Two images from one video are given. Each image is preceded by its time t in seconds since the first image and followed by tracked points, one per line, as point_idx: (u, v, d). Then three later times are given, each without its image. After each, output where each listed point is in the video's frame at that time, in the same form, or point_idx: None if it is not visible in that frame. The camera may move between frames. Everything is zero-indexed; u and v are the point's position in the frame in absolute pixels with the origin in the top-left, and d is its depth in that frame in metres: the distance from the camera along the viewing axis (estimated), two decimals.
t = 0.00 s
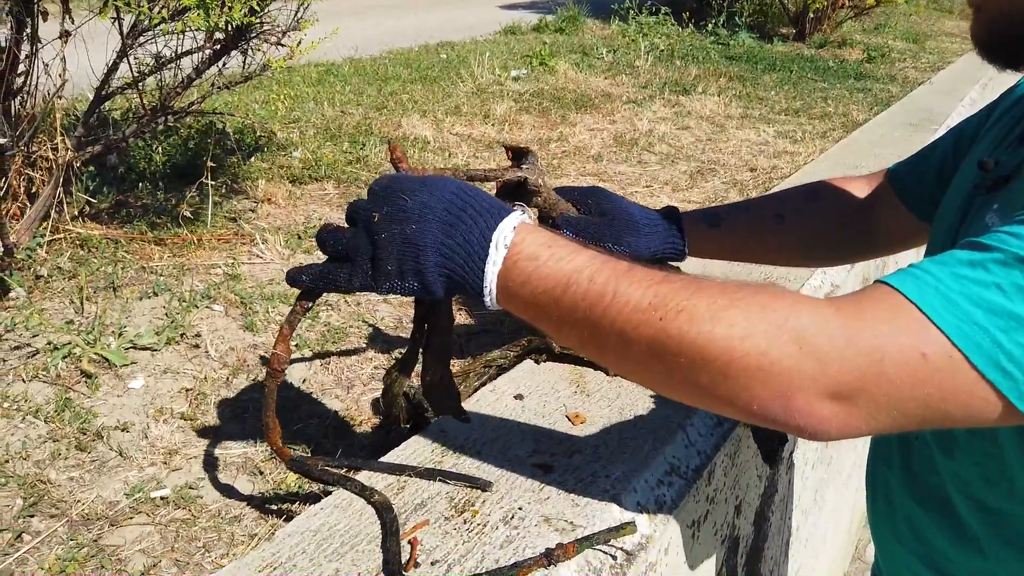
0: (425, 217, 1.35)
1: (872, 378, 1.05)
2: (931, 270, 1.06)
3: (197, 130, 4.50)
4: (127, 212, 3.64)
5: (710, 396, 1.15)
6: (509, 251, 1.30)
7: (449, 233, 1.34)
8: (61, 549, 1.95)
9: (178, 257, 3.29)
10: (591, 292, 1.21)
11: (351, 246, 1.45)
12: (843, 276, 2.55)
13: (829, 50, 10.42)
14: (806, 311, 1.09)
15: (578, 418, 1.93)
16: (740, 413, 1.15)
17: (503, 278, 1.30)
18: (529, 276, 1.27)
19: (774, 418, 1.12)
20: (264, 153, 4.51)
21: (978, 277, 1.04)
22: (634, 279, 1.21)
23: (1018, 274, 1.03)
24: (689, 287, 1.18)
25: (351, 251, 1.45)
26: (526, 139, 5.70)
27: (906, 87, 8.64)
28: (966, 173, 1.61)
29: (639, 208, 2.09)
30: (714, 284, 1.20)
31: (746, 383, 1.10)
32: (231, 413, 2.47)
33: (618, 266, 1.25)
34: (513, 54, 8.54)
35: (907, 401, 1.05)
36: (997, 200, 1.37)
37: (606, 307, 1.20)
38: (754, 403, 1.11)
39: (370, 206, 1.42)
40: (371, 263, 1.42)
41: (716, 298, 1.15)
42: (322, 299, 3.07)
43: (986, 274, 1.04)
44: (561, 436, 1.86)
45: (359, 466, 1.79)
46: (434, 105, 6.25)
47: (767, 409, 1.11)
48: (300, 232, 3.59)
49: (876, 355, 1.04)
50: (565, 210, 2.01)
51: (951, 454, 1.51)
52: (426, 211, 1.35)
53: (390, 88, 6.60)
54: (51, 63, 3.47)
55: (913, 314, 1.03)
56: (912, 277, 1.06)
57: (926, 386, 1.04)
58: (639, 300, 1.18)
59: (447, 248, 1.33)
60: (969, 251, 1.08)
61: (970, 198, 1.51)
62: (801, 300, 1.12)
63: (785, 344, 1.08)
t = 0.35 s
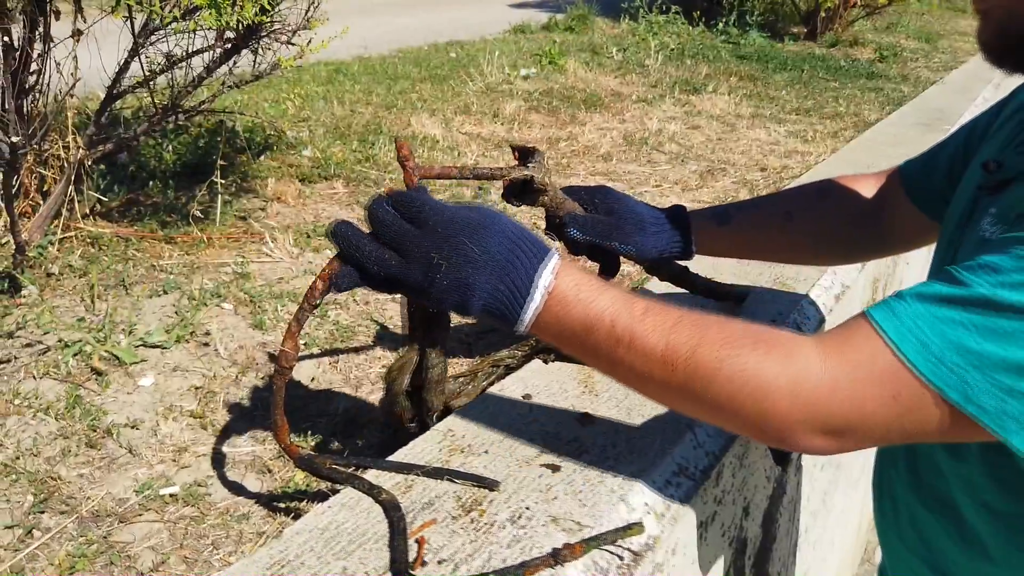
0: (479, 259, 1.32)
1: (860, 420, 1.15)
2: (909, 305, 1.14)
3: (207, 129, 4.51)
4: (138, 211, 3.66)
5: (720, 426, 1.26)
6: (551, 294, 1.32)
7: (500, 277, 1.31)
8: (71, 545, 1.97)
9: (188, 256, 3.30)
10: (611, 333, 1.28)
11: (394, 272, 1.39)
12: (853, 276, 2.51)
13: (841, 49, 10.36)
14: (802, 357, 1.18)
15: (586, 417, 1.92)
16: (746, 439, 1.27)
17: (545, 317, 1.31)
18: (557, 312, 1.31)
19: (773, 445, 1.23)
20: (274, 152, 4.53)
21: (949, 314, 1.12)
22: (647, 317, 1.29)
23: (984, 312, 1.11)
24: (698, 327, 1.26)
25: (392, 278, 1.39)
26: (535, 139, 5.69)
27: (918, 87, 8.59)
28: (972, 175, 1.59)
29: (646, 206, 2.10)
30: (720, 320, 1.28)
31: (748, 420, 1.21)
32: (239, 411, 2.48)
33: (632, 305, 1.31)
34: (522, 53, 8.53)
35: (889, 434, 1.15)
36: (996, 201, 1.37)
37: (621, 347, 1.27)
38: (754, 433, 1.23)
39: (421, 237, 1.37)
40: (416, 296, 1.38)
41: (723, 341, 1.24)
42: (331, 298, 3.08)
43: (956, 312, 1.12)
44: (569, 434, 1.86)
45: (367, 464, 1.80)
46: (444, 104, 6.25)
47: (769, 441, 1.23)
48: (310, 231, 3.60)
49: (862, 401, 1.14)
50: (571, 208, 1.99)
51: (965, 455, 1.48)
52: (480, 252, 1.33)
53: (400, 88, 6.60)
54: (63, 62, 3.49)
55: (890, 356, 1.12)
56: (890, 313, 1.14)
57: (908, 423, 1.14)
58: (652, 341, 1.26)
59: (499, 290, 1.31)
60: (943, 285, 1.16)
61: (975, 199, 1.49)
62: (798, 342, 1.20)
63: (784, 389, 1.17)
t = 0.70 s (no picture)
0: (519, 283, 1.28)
1: (888, 455, 1.11)
2: (924, 332, 1.10)
3: (209, 127, 4.50)
4: (138, 209, 3.64)
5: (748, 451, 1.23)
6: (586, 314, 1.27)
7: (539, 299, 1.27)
8: (68, 545, 1.96)
9: (189, 254, 3.29)
10: (644, 360, 1.24)
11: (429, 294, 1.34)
12: (858, 274, 2.49)
13: (845, 48, 10.31)
14: (833, 392, 1.13)
15: (587, 416, 1.90)
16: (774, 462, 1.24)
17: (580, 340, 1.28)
18: (588, 336, 1.27)
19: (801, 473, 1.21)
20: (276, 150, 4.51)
21: (964, 337, 1.07)
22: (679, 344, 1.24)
23: (1001, 331, 1.05)
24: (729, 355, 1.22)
25: (427, 301, 1.34)
26: (538, 137, 5.67)
27: (923, 86, 8.55)
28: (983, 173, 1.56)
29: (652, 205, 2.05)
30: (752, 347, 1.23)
31: (777, 451, 1.18)
32: (239, 410, 2.46)
33: (662, 331, 1.26)
34: (526, 52, 8.50)
35: (916, 466, 1.12)
36: (1003, 196, 1.34)
37: (652, 375, 1.24)
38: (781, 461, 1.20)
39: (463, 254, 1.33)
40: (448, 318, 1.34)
41: (755, 371, 1.19)
42: (332, 297, 3.06)
43: (971, 334, 1.07)
44: (570, 434, 1.84)
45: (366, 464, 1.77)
46: (447, 103, 6.23)
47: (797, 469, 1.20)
48: (312, 229, 3.58)
49: (889, 438, 1.10)
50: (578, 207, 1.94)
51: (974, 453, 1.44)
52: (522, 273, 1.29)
53: (402, 86, 6.58)
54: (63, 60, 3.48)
55: (909, 387, 1.09)
56: (907, 340, 1.11)
57: (935, 457, 1.11)
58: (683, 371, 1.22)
59: (537, 306, 1.26)
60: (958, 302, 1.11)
61: (985, 194, 1.46)
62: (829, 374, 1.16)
63: (814, 424, 1.13)
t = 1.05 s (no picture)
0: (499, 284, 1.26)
1: (903, 445, 1.06)
2: (937, 319, 1.04)
3: (212, 127, 4.50)
4: (141, 208, 3.65)
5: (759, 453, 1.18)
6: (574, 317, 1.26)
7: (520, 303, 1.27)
8: (70, 544, 1.96)
9: (192, 254, 3.29)
10: (643, 359, 1.20)
11: (407, 295, 1.35)
12: (862, 274, 2.48)
13: (849, 47, 10.29)
14: (840, 381, 1.08)
15: (589, 415, 1.89)
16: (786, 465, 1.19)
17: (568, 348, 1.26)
18: (585, 335, 1.25)
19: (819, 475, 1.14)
20: (278, 149, 4.50)
21: (979, 324, 1.03)
22: (679, 341, 1.20)
23: (1015, 319, 1.01)
24: (732, 351, 1.18)
25: (404, 299, 1.35)
26: (541, 137, 5.66)
27: (927, 85, 8.52)
28: (991, 171, 1.55)
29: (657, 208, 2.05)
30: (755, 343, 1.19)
31: (789, 451, 1.13)
32: (241, 410, 2.46)
33: (661, 326, 1.23)
34: (529, 52, 8.48)
35: (937, 454, 1.06)
36: (1013, 195, 1.34)
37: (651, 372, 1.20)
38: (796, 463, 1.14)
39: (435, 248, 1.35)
40: (425, 326, 1.33)
41: (759, 366, 1.15)
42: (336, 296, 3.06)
43: (985, 321, 1.02)
44: (572, 434, 1.83)
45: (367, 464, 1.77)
46: (449, 103, 6.21)
47: (811, 469, 1.14)
48: (314, 229, 3.57)
49: (902, 425, 1.05)
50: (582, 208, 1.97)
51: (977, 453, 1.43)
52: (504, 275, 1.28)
53: (405, 86, 6.58)
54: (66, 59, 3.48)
55: (924, 375, 1.04)
56: (918, 327, 1.05)
57: (951, 444, 1.05)
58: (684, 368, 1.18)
59: (521, 289, 1.27)
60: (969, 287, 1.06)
61: (992, 193, 1.46)
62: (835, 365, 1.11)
63: (823, 417, 1.08)
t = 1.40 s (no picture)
0: (517, 242, 1.30)
1: (910, 453, 1.05)
2: (939, 322, 1.05)
3: (215, 127, 4.51)
4: (144, 208, 3.65)
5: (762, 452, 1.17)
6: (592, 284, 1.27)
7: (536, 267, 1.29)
8: (73, 544, 1.97)
9: (195, 254, 3.29)
10: (655, 347, 1.19)
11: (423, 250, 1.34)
12: (864, 276, 2.48)
13: (851, 48, 10.28)
14: (850, 383, 1.08)
15: (591, 417, 1.89)
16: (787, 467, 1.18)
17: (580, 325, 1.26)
18: (600, 323, 1.23)
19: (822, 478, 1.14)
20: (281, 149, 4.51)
21: (982, 326, 1.03)
22: (693, 334, 1.20)
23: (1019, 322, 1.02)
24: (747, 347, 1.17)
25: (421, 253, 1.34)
26: (543, 138, 5.66)
27: (930, 86, 8.52)
28: (985, 171, 1.55)
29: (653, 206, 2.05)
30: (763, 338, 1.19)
31: (795, 451, 1.12)
32: (244, 410, 2.47)
33: (676, 319, 1.23)
34: (531, 52, 8.48)
35: (941, 463, 1.06)
36: (1009, 196, 1.34)
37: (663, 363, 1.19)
38: (801, 464, 1.14)
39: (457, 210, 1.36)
40: (440, 281, 1.32)
41: (773, 363, 1.15)
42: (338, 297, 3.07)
43: (989, 323, 1.03)
44: (573, 436, 1.83)
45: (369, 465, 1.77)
46: (451, 103, 6.22)
47: (813, 472, 1.14)
48: (317, 229, 3.58)
49: (912, 432, 1.04)
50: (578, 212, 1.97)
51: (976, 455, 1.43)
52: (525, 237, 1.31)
53: (408, 86, 6.59)
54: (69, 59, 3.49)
55: (933, 380, 1.03)
56: (920, 331, 1.06)
57: (957, 456, 1.05)
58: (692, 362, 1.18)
59: (542, 254, 1.30)
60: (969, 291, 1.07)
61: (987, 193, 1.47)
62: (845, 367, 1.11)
63: (832, 417, 1.08)
